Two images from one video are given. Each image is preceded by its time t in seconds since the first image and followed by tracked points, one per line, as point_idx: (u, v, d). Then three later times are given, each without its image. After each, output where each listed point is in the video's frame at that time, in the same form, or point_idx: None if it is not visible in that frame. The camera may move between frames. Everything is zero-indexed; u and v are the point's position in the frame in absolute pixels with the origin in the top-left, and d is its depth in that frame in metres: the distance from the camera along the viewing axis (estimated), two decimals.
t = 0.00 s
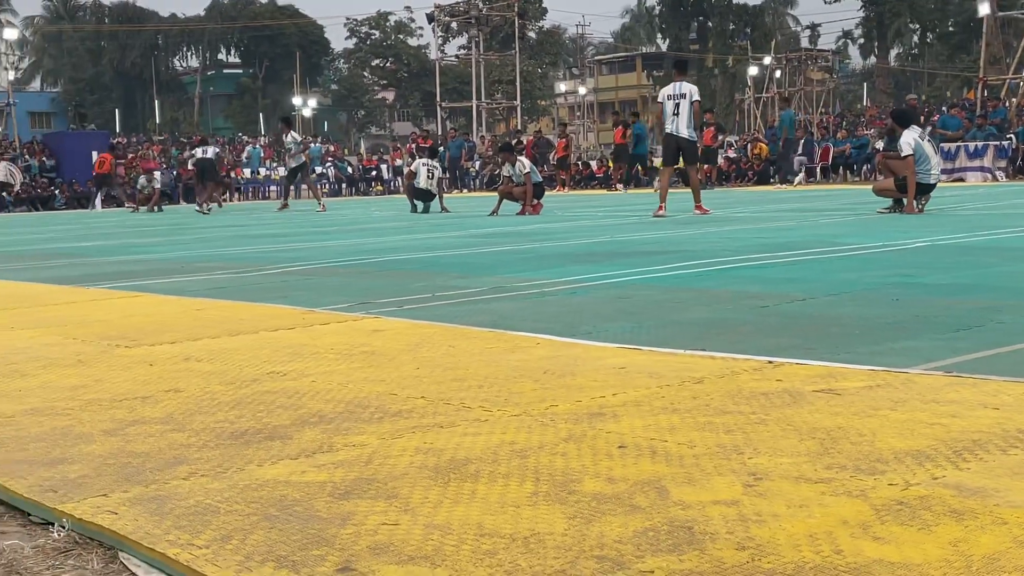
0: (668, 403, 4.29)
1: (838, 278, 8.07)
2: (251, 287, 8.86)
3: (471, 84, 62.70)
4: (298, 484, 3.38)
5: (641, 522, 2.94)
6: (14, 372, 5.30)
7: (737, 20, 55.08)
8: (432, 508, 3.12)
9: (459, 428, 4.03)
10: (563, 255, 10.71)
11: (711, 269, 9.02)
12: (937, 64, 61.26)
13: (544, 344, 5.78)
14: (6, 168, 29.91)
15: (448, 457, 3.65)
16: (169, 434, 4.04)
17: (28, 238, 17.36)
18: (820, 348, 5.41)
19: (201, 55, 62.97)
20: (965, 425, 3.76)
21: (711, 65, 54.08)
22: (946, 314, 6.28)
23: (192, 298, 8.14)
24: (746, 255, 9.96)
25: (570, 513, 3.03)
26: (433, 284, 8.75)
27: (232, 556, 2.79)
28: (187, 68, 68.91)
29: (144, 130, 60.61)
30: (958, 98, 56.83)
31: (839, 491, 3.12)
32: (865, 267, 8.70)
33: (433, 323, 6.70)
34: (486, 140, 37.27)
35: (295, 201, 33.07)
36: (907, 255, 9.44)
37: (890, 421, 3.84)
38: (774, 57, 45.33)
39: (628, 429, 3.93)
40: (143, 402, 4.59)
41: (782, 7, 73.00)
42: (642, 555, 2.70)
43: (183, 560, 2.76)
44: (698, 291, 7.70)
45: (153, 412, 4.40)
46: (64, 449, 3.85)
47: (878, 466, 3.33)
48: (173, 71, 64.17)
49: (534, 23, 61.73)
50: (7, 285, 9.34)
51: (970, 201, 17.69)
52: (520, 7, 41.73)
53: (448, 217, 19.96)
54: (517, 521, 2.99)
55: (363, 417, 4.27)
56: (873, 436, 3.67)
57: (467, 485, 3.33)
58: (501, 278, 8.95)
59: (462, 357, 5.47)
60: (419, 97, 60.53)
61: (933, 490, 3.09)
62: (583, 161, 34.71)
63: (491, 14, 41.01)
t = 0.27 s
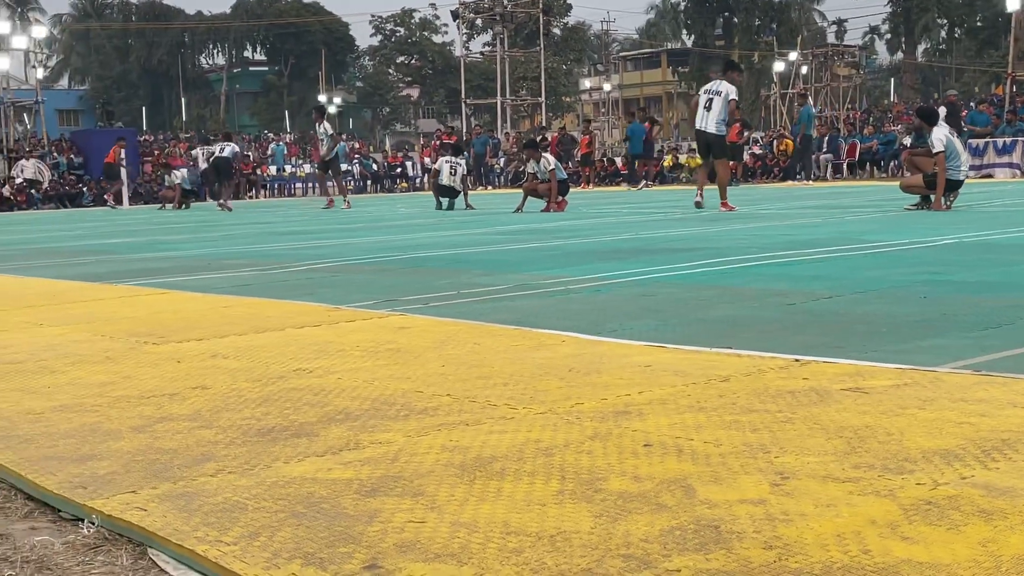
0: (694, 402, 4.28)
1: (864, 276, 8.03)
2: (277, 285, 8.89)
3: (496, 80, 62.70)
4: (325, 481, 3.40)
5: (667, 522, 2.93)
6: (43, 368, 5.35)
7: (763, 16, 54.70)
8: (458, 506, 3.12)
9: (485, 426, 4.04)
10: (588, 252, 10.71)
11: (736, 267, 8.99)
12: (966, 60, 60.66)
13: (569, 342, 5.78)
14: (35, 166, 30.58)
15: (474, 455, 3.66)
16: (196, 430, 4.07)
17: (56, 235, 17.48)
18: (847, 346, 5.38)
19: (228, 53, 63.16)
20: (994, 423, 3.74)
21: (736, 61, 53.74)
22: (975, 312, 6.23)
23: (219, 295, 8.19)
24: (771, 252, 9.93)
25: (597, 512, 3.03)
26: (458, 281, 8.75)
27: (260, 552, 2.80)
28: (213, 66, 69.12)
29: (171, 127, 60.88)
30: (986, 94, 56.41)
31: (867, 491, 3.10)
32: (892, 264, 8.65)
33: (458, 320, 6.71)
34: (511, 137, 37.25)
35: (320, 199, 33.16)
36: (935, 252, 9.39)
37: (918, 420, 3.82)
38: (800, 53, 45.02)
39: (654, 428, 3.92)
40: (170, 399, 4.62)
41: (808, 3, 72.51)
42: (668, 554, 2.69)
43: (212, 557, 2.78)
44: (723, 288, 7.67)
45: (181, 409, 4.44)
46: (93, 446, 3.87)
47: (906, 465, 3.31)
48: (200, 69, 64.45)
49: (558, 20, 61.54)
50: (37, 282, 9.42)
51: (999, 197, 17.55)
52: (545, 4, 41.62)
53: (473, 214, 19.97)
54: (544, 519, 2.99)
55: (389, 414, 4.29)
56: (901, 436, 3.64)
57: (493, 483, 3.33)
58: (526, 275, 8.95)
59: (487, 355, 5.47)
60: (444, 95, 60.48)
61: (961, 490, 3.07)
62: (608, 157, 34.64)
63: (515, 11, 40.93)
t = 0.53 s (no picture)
0: (710, 398, 4.27)
1: (882, 273, 7.99)
2: (294, 281, 8.92)
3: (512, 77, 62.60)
4: (341, 478, 3.40)
5: (683, 519, 2.92)
6: (61, 364, 5.38)
7: (780, 12, 54.35)
8: (473, 503, 3.13)
9: (500, 423, 4.04)
10: (605, 249, 10.70)
11: (753, 263, 8.96)
12: (985, 56, 60.13)
13: (584, 338, 5.79)
14: (52, 164, 30.90)
15: (490, 452, 3.66)
16: (213, 426, 4.08)
17: (74, 233, 17.57)
18: (864, 343, 5.36)
19: (244, 51, 63.20)
20: (1011, 421, 3.72)
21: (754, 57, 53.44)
22: (993, 309, 6.20)
23: (236, 292, 8.22)
24: (789, 249, 9.91)
25: (612, 509, 3.03)
26: (474, 278, 8.76)
27: (276, 549, 2.81)
28: (230, 64, 69.20)
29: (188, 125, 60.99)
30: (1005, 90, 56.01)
31: (884, 488, 3.09)
32: (910, 261, 8.61)
33: (474, 317, 6.72)
34: (527, 134, 37.22)
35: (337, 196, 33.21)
36: (953, 249, 9.35)
37: (936, 418, 3.80)
38: (817, 50, 44.74)
39: (670, 425, 3.92)
40: (187, 395, 4.64)
41: None
42: (684, 551, 2.69)
43: (229, 552, 2.79)
44: (740, 285, 7.65)
45: (197, 405, 4.45)
46: (111, 441, 3.89)
47: (923, 463, 3.30)
48: (217, 66, 64.53)
49: (574, 17, 61.31)
50: (55, 279, 9.47)
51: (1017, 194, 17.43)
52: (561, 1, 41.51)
53: (489, 211, 19.96)
54: (559, 515, 2.99)
55: (406, 411, 4.29)
56: (918, 433, 3.62)
57: (508, 479, 3.33)
58: (542, 272, 8.95)
59: (502, 352, 5.47)
60: (460, 92, 60.30)
61: (979, 487, 3.05)
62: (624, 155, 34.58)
63: (532, 8, 40.84)
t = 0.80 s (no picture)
0: (716, 397, 4.27)
1: (888, 271, 7.98)
2: (299, 280, 8.93)
3: (517, 74, 62.55)
4: (346, 476, 3.41)
5: (689, 515, 2.93)
6: (68, 362, 5.40)
7: (786, 9, 54.08)
8: (478, 501, 3.13)
9: (505, 421, 4.04)
10: (611, 247, 10.70)
11: (759, 261, 8.95)
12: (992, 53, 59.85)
13: (590, 336, 5.79)
14: (58, 162, 31.03)
15: (495, 449, 3.66)
16: (219, 424, 4.09)
17: (81, 231, 17.60)
18: (869, 342, 5.35)
19: (250, 49, 63.18)
20: (1017, 419, 3.71)
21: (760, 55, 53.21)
22: (999, 307, 6.18)
23: (242, 290, 8.23)
24: (795, 247, 9.89)
25: (617, 506, 3.03)
26: (479, 276, 8.77)
27: (282, 546, 2.82)
28: (236, 62, 69.19)
29: (194, 123, 60.99)
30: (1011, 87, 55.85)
31: (890, 486, 3.09)
32: (916, 259, 8.59)
33: (479, 315, 6.72)
34: (532, 132, 37.20)
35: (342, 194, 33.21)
36: (960, 246, 9.33)
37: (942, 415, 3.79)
38: (823, 47, 44.58)
39: (676, 422, 3.91)
40: (193, 393, 4.65)
41: None
42: (688, 549, 2.69)
43: (235, 549, 2.80)
44: (746, 283, 7.64)
45: (204, 403, 4.46)
46: (117, 439, 3.90)
47: (929, 461, 3.29)
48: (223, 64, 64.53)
49: (580, 14, 61.10)
50: (63, 277, 9.49)
51: None
52: None
53: (494, 209, 19.94)
54: (564, 514, 2.99)
55: (411, 408, 4.29)
56: (924, 431, 3.62)
57: (513, 478, 3.34)
58: (548, 270, 8.95)
59: (508, 350, 5.48)
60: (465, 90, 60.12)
61: (985, 486, 3.05)
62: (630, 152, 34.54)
63: (537, 5, 40.73)
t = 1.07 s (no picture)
0: (716, 394, 4.27)
1: (888, 269, 7.98)
2: (299, 278, 8.92)
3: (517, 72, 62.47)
4: (347, 474, 3.41)
5: (689, 514, 2.93)
6: (67, 361, 5.39)
7: (785, 7, 53.98)
8: (479, 500, 3.13)
9: (506, 420, 4.04)
10: (610, 245, 10.70)
11: (760, 259, 8.95)
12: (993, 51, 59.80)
13: (590, 334, 5.79)
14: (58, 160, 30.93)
15: (495, 448, 3.67)
16: (219, 423, 4.09)
17: (80, 229, 17.58)
18: (870, 340, 5.35)
19: (250, 47, 63.05)
20: (1018, 418, 3.70)
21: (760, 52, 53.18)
22: (999, 305, 6.18)
23: (243, 288, 8.23)
24: (794, 246, 9.89)
25: (617, 505, 3.03)
26: (480, 274, 8.77)
27: (282, 545, 2.82)
28: (236, 60, 69.07)
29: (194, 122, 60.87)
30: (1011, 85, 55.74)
31: (890, 484, 3.09)
32: (916, 257, 8.60)
33: (479, 313, 6.72)
34: (533, 130, 37.20)
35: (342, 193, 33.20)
36: (961, 245, 9.33)
37: (942, 414, 3.80)
38: (823, 45, 44.56)
39: (676, 421, 3.91)
40: (193, 392, 4.65)
41: None
42: (689, 547, 2.69)
43: (236, 549, 2.79)
44: (746, 281, 7.64)
45: (204, 401, 4.46)
46: (117, 438, 3.90)
47: (929, 459, 3.30)
48: (223, 63, 64.41)
49: (580, 12, 61.02)
50: (63, 276, 9.49)
51: None
52: None
53: (495, 207, 19.93)
54: (565, 512, 2.99)
55: (411, 407, 4.29)
56: (924, 429, 3.62)
57: (513, 477, 3.33)
58: (548, 268, 8.95)
59: (508, 348, 5.48)
60: (466, 87, 60.13)
61: (985, 483, 3.05)
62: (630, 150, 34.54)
63: (537, 3, 40.69)
